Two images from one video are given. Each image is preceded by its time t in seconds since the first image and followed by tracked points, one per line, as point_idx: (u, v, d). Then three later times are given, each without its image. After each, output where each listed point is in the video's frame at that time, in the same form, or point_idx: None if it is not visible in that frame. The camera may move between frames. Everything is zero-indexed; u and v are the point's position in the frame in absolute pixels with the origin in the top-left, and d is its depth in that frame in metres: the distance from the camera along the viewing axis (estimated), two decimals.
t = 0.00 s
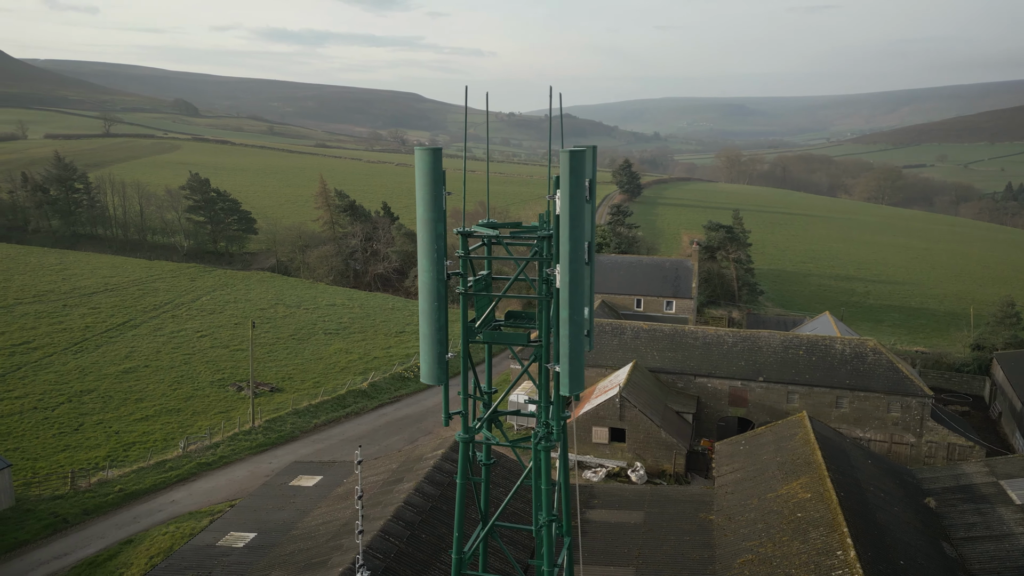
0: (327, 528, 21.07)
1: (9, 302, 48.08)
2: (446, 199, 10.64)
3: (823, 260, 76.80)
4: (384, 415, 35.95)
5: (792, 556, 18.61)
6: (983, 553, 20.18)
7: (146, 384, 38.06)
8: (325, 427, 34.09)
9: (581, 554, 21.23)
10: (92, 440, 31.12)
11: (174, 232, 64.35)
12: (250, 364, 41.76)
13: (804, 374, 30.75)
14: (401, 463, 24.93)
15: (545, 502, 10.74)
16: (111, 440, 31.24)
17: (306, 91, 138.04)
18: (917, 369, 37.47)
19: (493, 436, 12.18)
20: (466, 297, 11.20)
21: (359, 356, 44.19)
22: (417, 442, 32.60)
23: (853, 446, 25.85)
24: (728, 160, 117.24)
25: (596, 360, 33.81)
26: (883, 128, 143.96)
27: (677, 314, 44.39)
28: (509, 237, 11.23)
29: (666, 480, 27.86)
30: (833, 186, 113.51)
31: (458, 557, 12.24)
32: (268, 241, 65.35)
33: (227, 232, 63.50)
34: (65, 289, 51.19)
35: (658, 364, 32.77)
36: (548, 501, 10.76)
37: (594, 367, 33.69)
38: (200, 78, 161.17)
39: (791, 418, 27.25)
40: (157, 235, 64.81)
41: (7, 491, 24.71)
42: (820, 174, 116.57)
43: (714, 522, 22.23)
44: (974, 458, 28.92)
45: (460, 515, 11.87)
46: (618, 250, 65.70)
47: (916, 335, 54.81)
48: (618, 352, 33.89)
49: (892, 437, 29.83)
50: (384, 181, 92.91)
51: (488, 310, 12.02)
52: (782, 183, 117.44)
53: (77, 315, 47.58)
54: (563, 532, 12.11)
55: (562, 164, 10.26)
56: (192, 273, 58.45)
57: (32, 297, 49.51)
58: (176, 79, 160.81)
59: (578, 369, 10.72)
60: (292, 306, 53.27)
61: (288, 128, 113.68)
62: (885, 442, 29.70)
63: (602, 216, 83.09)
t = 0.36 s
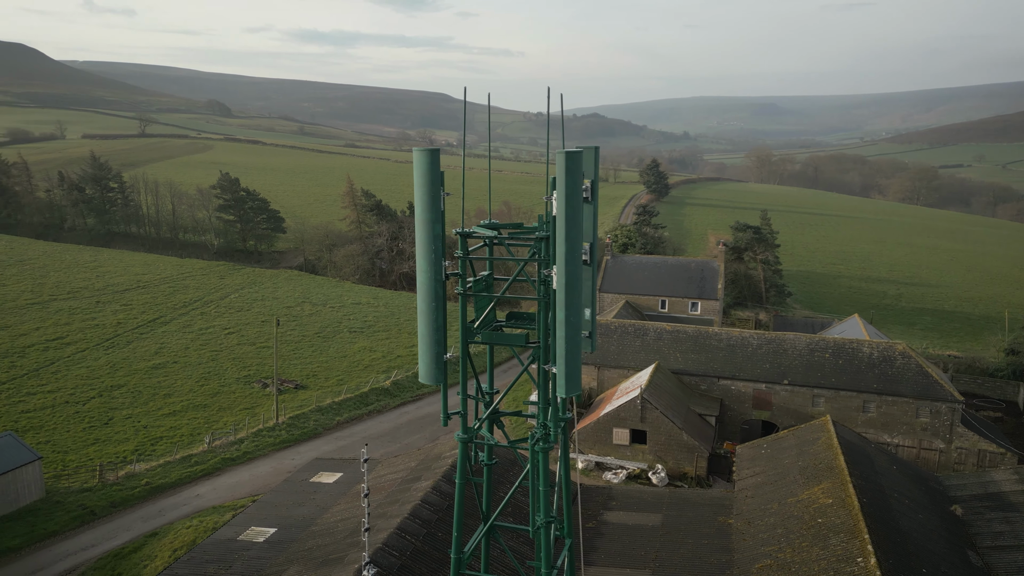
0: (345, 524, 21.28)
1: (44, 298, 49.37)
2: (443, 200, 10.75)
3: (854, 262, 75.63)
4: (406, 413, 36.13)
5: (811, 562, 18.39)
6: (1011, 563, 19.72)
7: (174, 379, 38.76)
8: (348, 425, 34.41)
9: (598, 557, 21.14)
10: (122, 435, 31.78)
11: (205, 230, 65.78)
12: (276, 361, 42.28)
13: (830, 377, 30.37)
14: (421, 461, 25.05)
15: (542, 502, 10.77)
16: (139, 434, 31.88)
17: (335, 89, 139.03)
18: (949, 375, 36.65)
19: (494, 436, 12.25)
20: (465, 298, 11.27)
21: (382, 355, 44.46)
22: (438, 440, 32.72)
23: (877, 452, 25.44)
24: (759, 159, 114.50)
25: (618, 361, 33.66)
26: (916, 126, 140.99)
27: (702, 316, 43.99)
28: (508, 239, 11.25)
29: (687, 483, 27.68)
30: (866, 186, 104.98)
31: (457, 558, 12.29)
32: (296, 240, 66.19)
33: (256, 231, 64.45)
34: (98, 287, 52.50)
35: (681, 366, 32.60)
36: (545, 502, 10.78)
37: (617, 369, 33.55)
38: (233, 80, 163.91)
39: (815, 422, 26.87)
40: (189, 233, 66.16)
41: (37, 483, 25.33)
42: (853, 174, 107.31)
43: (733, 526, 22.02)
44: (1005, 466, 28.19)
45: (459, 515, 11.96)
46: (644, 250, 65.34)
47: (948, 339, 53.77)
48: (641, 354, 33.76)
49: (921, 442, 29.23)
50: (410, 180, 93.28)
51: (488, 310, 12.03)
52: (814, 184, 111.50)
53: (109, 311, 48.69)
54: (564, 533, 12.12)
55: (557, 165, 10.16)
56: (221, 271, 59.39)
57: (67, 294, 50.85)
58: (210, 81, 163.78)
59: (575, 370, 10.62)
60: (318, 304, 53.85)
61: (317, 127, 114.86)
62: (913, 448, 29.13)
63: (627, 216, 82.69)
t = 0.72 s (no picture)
0: (364, 521, 21.47)
1: (80, 294, 50.74)
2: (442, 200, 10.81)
3: (888, 264, 74.24)
4: (429, 412, 36.30)
5: (833, 569, 18.17)
6: None
7: (203, 375, 39.47)
8: (372, 421, 34.68)
9: (616, 558, 20.99)
10: (151, 429, 32.46)
11: (236, 228, 66.87)
12: (302, 359, 42.81)
13: (858, 382, 29.90)
14: (440, 460, 25.14)
15: (542, 503, 10.73)
16: (168, 428, 32.53)
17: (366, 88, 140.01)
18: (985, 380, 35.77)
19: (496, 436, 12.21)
20: (466, 299, 11.24)
21: (406, 353, 44.73)
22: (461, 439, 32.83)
23: (904, 458, 24.98)
24: (790, 159, 110.39)
25: (642, 362, 33.50)
26: (955, 125, 137.76)
27: (729, 317, 43.61)
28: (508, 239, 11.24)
29: (710, 486, 27.47)
30: (903, 187, 102.02)
31: (458, 558, 12.31)
32: (325, 238, 66.90)
33: (286, 229, 65.24)
34: (132, 284, 53.76)
35: (706, 368, 32.39)
36: (545, 503, 10.76)
37: (640, 370, 33.39)
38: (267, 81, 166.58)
39: (840, 426, 26.45)
40: (221, 232, 67.24)
41: (68, 476, 26.02)
42: (889, 175, 103.85)
43: (754, 530, 21.77)
44: None
45: (460, 516, 11.98)
46: (672, 251, 64.85)
47: (984, 343, 52.61)
48: (665, 355, 33.61)
49: (952, 449, 28.59)
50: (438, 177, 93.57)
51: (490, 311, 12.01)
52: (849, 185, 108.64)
53: (142, 307, 49.82)
54: (567, 535, 12.15)
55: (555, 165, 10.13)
56: (250, 268, 60.31)
57: (103, 290, 52.16)
58: (245, 84, 166.75)
59: (574, 371, 10.50)
60: (345, 303, 54.39)
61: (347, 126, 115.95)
62: (944, 454, 28.51)
63: (655, 217, 82.19)
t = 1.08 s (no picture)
0: (384, 519, 21.67)
1: (115, 291, 52.04)
2: (441, 200, 10.86)
3: (924, 266, 72.67)
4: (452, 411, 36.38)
5: None
6: None
7: (230, 371, 40.14)
8: (394, 420, 34.89)
9: (634, 561, 20.82)
10: (179, 423, 33.10)
11: (267, 228, 67.79)
12: (327, 356, 43.28)
13: (887, 387, 29.45)
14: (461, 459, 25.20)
15: (541, 504, 10.74)
16: (196, 424, 33.13)
17: (395, 87, 140.42)
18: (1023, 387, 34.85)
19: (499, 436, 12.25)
20: (467, 299, 11.26)
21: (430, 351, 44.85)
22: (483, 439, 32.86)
23: (932, 465, 24.49)
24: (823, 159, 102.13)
25: (667, 364, 33.28)
26: (996, 126, 133.87)
27: (757, 319, 43.22)
28: (510, 240, 11.23)
29: (734, 490, 27.21)
30: (941, 189, 95.31)
31: (459, 556, 12.42)
32: (353, 238, 67.30)
33: (315, 229, 65.82)
34: (165, 282, 54.88)
35: (731, 371, 32.13)
36: (545, 504, 10.77)
37: (665, 371, 33.18)
38: (301, 83, 169.09)
39: (867, 432, 26.00)
40: (251, 230, 68.16)
41: (98, 468, 26.61)
42: (927, 176, 96.70)
43: (775, 535, 21.50)
44: None
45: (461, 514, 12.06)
46: (700, 251, 64.26)
47: None
48: (690, 357, 33.38)
49: (985, 456, 27.97)
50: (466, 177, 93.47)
51: (492, 310, 12.00)
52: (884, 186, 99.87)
53: (174, 304, 50.85)
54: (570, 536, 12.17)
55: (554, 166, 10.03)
56: (278, 267, 61.10)
57: (137, 288, 53.38)
58: (280, 86, 169.48)
59: (573, 373, 10.35)
60: (371, 302, 54.78)
61: (376, 126, 116.65)
62: (977, 461, 27.89)
63: (683, 217, 81.45)
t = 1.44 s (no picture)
0: (403, 517, 21.83)
1: (147, 288, 53.18)
2: (441, 200, 10.92)
3: (958, 270, 70.97)
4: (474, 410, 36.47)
5: None
6: None
7: (257, 368, 40.75)
8: (415, 419, 35.05)
9: (651, 564, 20.70)
10: (205, 419, 33.71)
11: (295, 227, 68.65)
12: (351, 355, 43.69)
13: (916, 392, 28.94)
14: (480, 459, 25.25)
15: (540, 504, 10.75)
16: (221, 420, 33.71)
17: (424, 89, 141.05)
18: None
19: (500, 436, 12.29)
20: (467, 299, 11.29)
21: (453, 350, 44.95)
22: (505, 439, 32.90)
23: (960, 472, 24.00)
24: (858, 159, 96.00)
25: (690, 366, 33.04)
26: None
27: (784, 322, 42.74)
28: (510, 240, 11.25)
29: (756, 494, 26.96)
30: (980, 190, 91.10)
31: (459, 555, 12.62)
32: (379, 237, 67.64)
33: (342, 228, 66.40)
34: (194, 279, 55.89)
35: (755, 374, 31.80)
36: (543, 506, 10.77)
37: (688, 374, 32.96)
38: (331, 85, 171.46)
39: (892, 437, 25.56)
40: (279, 229, 69.04)
41: (126, 462, 27.22)
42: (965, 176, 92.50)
43: (796, 541, 21.27)
44: None
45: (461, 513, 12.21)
46: (727, 253, 63.71)
47: None
48: (713, 360, 33.09)
49: (1018, 464, 27.30)
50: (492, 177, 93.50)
51: (494, 310, 12.03)
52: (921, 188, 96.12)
53: (203, 302, 51.78)
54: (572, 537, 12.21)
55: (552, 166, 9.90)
56: (305, 266, 61.79)
57: (167, 285, 54.46)
58: (311, 88, 172.04)
59: (571, 375, 10.19)
60: (395, 301, 55.13)
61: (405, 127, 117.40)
62: (1009, 469, 27.26)
63: (711, 218, 80.77)
